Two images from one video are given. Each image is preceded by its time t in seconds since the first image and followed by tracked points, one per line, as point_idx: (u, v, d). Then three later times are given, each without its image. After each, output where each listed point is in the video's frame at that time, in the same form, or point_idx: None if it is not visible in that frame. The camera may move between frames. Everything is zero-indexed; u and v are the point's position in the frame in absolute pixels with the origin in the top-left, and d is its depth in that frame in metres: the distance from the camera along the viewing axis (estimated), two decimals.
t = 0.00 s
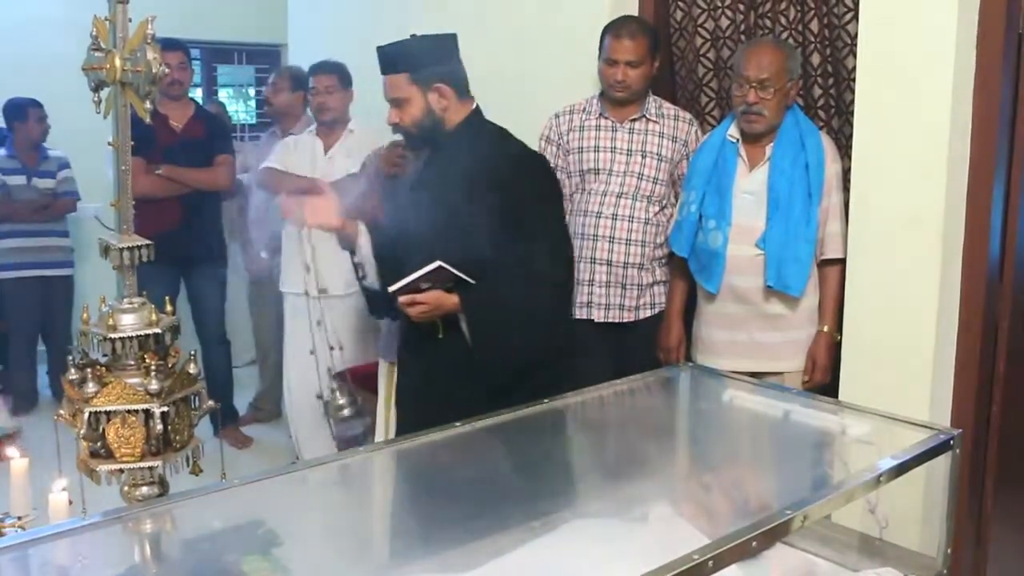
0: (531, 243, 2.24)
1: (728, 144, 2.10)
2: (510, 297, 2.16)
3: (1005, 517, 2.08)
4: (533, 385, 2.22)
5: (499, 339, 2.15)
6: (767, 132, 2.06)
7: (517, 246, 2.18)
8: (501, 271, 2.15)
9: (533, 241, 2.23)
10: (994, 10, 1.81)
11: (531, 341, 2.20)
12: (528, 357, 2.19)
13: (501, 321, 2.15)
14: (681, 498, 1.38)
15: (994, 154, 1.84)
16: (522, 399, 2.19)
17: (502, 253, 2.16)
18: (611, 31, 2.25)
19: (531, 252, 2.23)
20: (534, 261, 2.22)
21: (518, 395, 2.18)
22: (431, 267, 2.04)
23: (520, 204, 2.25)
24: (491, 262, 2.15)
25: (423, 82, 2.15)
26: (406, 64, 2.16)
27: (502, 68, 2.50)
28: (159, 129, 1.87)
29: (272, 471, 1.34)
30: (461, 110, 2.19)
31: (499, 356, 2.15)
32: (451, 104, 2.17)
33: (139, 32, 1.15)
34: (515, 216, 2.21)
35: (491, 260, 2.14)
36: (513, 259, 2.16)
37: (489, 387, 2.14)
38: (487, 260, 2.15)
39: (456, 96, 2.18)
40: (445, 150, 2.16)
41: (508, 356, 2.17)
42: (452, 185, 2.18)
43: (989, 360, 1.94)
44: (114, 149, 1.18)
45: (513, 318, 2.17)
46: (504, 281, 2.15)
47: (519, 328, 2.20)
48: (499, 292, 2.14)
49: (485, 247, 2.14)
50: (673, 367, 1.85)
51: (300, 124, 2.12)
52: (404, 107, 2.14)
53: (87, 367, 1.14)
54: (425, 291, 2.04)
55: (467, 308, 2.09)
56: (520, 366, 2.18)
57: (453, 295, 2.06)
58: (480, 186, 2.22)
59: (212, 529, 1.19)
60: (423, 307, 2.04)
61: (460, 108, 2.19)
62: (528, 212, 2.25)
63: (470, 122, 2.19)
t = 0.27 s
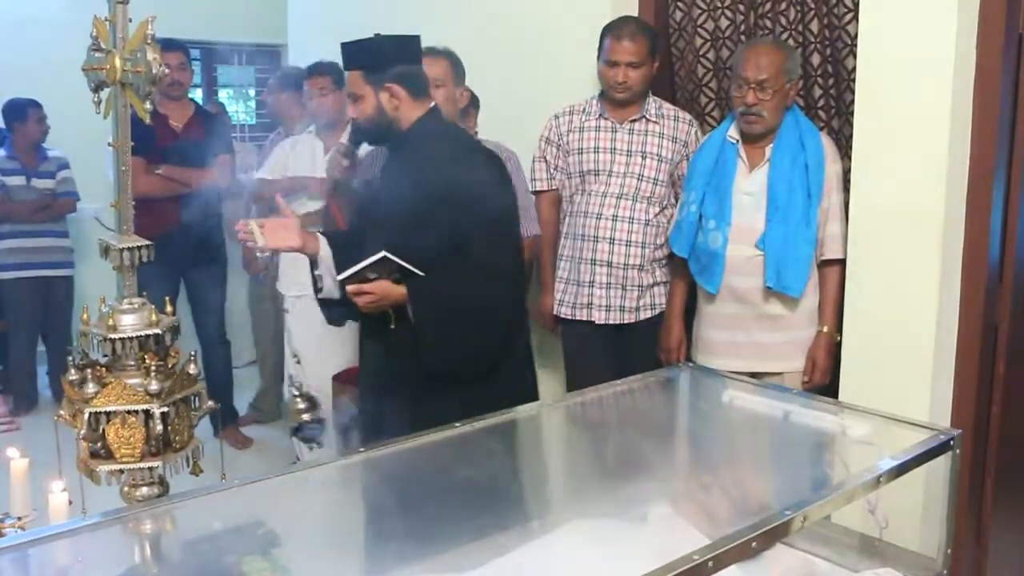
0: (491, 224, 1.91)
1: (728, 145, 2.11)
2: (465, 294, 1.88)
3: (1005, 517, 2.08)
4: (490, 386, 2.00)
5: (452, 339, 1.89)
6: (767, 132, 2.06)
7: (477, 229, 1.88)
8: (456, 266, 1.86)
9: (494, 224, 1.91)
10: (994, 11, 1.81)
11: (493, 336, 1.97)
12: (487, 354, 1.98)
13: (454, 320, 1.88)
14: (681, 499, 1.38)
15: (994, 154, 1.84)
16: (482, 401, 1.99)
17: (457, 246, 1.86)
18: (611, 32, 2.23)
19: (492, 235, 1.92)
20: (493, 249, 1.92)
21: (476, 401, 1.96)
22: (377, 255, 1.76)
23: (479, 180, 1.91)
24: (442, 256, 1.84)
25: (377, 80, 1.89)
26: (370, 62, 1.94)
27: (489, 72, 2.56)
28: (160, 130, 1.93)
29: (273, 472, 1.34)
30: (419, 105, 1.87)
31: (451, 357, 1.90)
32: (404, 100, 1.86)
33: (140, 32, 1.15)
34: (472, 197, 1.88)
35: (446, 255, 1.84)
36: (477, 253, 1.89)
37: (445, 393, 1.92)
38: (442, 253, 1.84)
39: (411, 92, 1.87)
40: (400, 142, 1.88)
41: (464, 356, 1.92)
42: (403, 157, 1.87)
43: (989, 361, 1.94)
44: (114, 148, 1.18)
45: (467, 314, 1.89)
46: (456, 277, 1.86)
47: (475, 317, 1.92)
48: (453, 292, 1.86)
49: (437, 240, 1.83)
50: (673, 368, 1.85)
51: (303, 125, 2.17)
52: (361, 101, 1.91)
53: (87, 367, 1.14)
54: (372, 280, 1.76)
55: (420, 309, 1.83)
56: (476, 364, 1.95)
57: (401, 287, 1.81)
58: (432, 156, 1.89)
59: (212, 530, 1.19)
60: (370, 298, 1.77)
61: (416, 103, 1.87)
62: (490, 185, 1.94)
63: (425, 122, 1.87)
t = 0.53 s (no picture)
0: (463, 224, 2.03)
1: (728, 146, 2.11)
2: (427, 284, 1.97)
3: (1005, 517, 2.08)
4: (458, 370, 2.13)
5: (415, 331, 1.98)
6: (767, 134, 2.06)
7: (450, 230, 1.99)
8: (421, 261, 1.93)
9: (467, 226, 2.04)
10: (994, 12, 1.81)
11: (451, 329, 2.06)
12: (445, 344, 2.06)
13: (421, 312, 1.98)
14: (682, 499, 1.38)
15: (994, 155, 1.84)
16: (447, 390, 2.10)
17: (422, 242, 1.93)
18: (610, 32, 2.22)
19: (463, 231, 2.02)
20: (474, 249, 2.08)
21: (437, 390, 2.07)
22: (340, 252, 1.86)
23: (448, 178, 1.98)
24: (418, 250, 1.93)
25: (355, 77, 1.92)
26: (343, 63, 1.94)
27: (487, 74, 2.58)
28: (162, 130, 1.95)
29: (273, 472, 1.34)
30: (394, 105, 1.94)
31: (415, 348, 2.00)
32: (384, 99, 1.91)
33: (140, 33, 1.16)
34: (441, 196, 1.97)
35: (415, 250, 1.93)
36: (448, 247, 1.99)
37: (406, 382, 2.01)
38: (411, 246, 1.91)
39: (389, 91, 1.92)
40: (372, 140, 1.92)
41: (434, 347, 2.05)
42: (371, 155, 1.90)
43: (989, 361, 1.94)
44: (115, 149, 1.18)
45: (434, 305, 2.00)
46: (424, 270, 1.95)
47: (433, 306, 2.00)
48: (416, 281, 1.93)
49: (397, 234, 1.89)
50: (673, 368, 1.85)
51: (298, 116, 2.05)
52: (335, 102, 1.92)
53: (88, 367, 1.14)
54: (337, 274, 1.85)
55: (380, 302, 1.89)
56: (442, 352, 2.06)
57: (366, 282, 1.85)
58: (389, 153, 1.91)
59: (212, 530, 1.19)
60: (335, 292, 1.84)
61: (393, 104, 1.93)
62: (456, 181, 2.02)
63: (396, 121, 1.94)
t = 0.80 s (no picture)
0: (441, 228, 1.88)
1: (729, 147, 2.11)
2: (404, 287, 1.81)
3: (1007, 519, 2.07)
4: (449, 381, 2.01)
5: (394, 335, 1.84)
6: (767, 135, 2.06)
7: (429, 230, 1.85)
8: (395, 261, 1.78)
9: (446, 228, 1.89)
10: (996, 13, 1.81)
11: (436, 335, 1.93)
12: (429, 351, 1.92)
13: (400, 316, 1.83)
14: (683, 500, 1.38)
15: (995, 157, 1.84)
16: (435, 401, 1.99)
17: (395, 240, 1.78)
18: (610, 33, 2.22)
19: (439, 234, 1.86)
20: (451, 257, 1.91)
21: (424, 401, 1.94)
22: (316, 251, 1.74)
23: (429, 176, 1.86)
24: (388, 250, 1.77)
25: (336, 78, 1.84)
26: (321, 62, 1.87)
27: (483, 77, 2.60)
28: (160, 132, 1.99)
29: (273, 472, 1.33)
30: (373, 108, 1.81)
31: (392, 356, 1.85)
32: (364, 100, 1.80)
33: (142, 34, 1.17)
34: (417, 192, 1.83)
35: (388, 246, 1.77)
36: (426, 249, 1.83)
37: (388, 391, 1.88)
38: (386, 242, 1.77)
39: (367, 91, 1.81)
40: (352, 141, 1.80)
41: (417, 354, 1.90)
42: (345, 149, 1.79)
43: (990, 362, 1.94)
44: (116, 149, 1.17)
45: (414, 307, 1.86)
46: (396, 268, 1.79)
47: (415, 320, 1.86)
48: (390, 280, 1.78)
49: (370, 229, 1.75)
50: (674, 369, 1.85)
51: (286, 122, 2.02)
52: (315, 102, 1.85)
53: (89, 368, 1.14)
54: (313, 274, 1.73)
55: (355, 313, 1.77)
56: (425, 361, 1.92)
57: (343, 283, 1.74)
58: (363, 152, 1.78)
59: (213, 530, 1.19)
60: (309, 292, 1.72)
61: (372, 105, 1.81)
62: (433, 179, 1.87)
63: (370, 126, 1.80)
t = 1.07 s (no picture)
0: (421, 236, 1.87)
1: (747, 150, 2.10)
2: (392, 289, 1.82)
3: None
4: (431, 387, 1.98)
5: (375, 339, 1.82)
6: (778, 136, 2.05)
7: (415, 234, 1.85)
8: (377, 264, 1.78)
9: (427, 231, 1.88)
10: (1017, 14, 1.80)
11: (419, 337, 1.91)
12: (411, 353, 1.90)
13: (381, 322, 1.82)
14: (699, 502, 1.37)
15: (1017, 158, 1.82)
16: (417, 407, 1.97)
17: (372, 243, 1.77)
18: (624, 34, 2.20)
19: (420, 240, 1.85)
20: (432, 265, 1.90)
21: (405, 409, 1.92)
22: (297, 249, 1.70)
23: (413, 181, 1.87)
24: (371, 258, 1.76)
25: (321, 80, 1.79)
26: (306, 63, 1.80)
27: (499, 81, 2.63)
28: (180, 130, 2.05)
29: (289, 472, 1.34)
30: (360, 114, 1.81)
31: (379, 360, 1.85)
32: (349, 103, 1.79)
33: (161, 34, 1.17)
34: (403, 199, 1.83)
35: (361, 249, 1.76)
36: (408, 253, 1.84)
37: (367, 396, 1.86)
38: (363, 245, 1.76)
39: (355, 95, 1.80)
40: (341, 144, 1.79)
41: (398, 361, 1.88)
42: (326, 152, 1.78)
43: (1011, 365, 1.93)
44: (134, 149, 1.18)
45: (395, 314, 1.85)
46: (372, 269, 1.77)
47: (400, 326, 1.86)
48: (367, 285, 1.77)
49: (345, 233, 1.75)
50: (689, 371, 1.84)
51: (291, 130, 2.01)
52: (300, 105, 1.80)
53: (108, 366, 1.16)
54: (297, 273, 1.70)
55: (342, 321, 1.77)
56: (410, 363, 1.90)
57: (326, 283, 1.72)
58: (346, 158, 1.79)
59: (229, 528, 1.20)
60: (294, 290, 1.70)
61: (357, 110, 1.80)
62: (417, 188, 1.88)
63: (358, 129, 1.79)
